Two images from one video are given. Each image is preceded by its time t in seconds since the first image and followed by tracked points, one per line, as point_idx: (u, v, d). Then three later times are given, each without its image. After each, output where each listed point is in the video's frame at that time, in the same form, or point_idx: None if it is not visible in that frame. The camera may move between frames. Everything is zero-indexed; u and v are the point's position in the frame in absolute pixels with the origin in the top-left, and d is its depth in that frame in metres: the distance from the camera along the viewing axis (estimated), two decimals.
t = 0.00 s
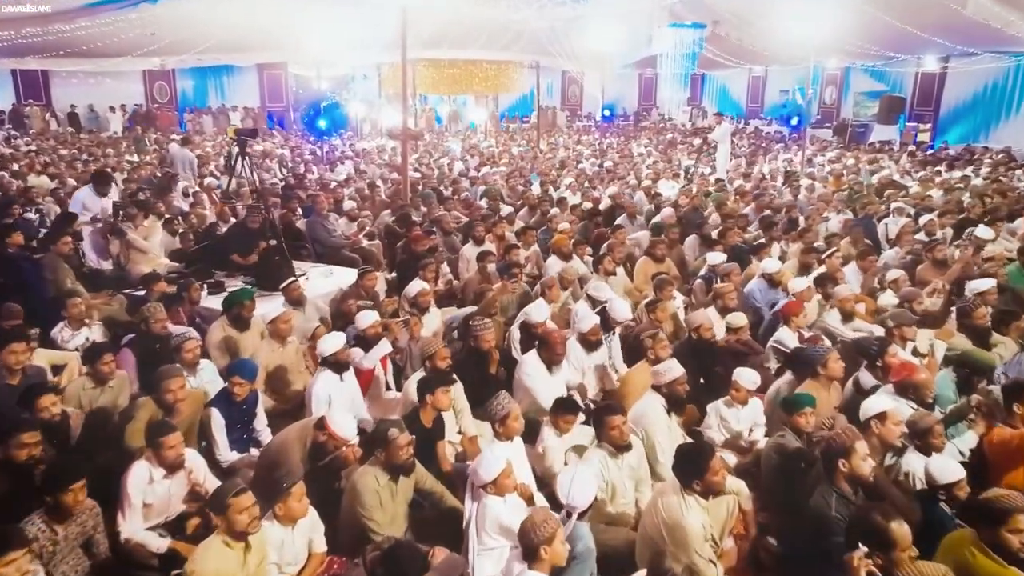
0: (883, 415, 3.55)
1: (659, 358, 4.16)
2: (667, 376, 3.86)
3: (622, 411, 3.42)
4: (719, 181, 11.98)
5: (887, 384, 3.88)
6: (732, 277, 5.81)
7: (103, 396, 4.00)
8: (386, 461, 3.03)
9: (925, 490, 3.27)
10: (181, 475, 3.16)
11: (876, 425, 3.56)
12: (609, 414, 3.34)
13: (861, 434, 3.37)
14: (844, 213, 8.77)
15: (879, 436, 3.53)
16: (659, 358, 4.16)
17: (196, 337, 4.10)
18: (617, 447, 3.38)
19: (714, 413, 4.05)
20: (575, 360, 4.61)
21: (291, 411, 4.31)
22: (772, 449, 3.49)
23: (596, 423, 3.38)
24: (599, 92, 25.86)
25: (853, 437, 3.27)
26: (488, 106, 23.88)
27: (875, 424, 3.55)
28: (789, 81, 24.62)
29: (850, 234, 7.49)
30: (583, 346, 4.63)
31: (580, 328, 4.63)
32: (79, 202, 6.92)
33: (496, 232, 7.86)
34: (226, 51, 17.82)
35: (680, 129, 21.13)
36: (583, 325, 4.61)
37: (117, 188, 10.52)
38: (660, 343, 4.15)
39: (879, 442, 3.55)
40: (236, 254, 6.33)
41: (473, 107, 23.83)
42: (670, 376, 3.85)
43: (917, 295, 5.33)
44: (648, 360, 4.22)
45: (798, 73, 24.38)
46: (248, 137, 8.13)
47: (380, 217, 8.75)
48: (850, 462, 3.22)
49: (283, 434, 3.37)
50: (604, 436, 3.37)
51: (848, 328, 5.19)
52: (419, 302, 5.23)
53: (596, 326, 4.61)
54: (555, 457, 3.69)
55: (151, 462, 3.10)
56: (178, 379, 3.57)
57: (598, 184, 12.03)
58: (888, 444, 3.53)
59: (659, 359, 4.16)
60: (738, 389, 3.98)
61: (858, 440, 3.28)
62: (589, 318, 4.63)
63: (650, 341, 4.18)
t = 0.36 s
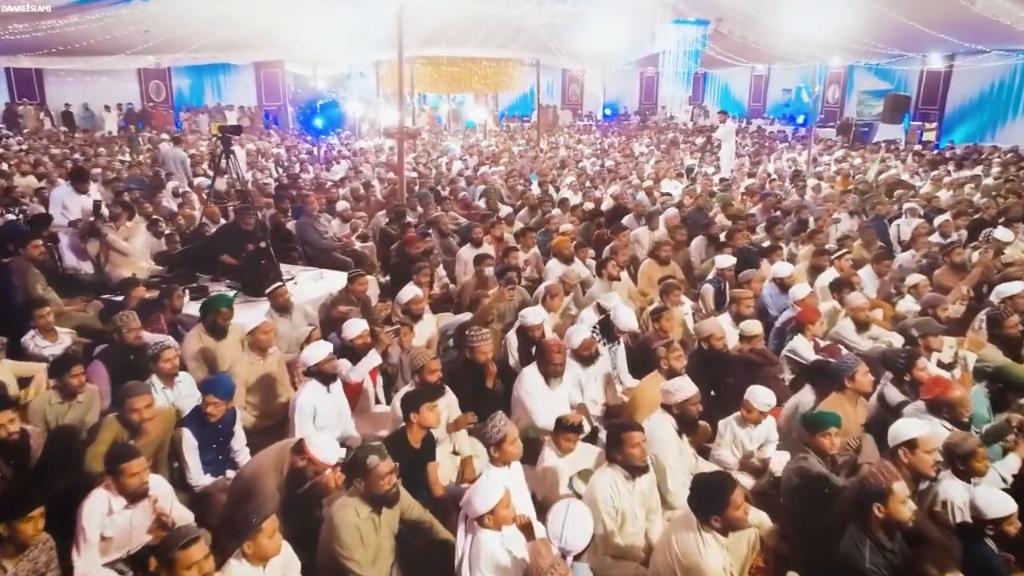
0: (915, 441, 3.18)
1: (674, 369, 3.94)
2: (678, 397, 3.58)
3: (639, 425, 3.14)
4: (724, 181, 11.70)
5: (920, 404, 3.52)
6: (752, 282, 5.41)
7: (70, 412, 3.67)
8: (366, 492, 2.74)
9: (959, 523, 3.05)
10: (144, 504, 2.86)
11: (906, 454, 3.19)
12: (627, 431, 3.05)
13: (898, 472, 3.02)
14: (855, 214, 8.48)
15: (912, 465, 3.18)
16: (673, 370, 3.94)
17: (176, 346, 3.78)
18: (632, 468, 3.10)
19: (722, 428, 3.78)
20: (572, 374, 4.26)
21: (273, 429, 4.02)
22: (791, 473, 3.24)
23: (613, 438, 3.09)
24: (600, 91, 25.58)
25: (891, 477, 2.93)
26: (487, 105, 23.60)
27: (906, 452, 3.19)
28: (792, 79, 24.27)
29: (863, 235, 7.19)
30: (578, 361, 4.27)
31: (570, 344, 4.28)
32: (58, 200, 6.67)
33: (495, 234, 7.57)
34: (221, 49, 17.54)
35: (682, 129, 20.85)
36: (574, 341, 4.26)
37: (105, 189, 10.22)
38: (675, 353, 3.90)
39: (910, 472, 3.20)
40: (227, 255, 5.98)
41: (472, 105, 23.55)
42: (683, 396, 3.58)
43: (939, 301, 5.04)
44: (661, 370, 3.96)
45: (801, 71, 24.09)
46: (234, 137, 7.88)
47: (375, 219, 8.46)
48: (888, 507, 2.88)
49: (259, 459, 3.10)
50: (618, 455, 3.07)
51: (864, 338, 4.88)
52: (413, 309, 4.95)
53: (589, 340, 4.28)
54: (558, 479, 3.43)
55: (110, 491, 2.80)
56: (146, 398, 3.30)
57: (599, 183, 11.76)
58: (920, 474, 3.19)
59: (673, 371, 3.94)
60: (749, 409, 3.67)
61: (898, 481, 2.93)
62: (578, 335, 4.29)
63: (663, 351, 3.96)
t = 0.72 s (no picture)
0: (965, 473, 2.88)
1: (677, 390, 3.70)
2: (690, 428, 3.25)
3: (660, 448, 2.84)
4: (728, 181, 11.43)
5: (960, 425, 3.22)
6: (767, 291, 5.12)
7: (30, 432, 3.36)
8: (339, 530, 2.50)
9: (1000, 558, 2.83)
10: (97, 542, 2.57)
11: (955, 487, 2.87)
12: (644, 452, 2.75)
13: (944, 518, 2.80)
14: (866, 215, 8.21)
15: (961, 499, 2.87)
16: (677, 391, 3.71)
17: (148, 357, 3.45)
18: (647, 498, 2.78)
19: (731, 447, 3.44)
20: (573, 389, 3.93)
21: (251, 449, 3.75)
22: (816, 502, 2.96)
23: (628, 460, 2.77)
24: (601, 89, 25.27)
25: (940, 526, 2.73)
26: (486, 104, 23.31)
27: (956, 484, 2.88)
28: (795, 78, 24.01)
29: (876, 237, 6.91)
30: (579, 376, 3.95)
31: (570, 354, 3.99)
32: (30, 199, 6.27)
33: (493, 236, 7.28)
34: (217, 45, 17.22)
35: (683, 128, 20.59)
36: (574, 351, 3.99)
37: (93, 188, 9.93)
38: (679, 372, 3.72)
39: (959, 506, 2.89)
40: (211, 260, 5.60)
41: (472, 104, 23.27)
42: (696, 428, 3.25)
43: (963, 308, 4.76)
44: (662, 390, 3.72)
45: (803, 70, 23.78)
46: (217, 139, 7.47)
47: (369, 220, 8.18)
48: (936, 562, 2.66)
49: (227, 489, 2.79)
50: (636, 479, 2.75)
51: (882, 351, 4.58)
52: (404, 318, 4.67)
53: (590, 351, 4.00)
54: (562, 506, 3.17)
55: (57, 529, 2.52)
56: (104, 419, 3.02)
57: (601, 184, 11.48)
58: (970, 510, 2.88)
59: (677, 392, 3.71)
60: (750, 413, 3.41)
61: (949, 533, 2.70)
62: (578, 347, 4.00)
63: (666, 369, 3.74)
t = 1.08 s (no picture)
0: None
1: (677, 422, 3.39)
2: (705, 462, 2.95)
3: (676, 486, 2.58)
4: (733, 181, 11.14)
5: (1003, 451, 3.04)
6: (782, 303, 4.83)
7: None
8: None
9: None
10: None
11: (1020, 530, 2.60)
12: (660, 488, 2.49)
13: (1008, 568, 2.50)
14: (878, 217, 7.92)
15: None
16: (677, 422, 3.40)
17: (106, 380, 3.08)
18: (664, 541, 2.53)
19: (746, 472, 3.18)
20: (583, 402, 3.80)
21: (225, 473, 3.46)
22: (846, 543, 2.67)
23: (633, 501, 2.51)
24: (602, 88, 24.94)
25: None
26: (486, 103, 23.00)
27: (1018, 526, 2.61)
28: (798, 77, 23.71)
29: (892, 240, 6.61)
30: (588, 387, 3.81)
31: (585, 362, 3.82)
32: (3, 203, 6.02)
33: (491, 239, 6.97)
34: (212, 44, 16.90)
35: (685, 127, 20.28)
36: (588, 359, 3.80)
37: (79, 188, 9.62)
38: (679, 404, 3.39)
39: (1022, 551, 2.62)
40: (192, 266, 5.25)
41: (471, 103, 22.97)
42: (710, 461, 2.95)
43: (992, 318, 4.46)
44: (660, 421, 3.43)
45: (807, 69, 23.45)
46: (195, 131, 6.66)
47: (362, 222, 7.89)
48: None
49: (186, 529, 2.54)
50: (652, 518, 2.48)
51: (905, 370, 4.25)
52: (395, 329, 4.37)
53: (603, 359, 3.82)
54: (565, 542, 2.86)
55: None
56: (54, 445, 2.71)
57: (602, 184, 11.18)
58: None
59: (677, 423, 3.40)
60: (763, 430, 3.18)
61: None
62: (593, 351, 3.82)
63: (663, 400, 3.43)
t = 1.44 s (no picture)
0: None
1: (691, 451, 3.08)
2: (723, 488, 2.86)
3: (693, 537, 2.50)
4: (739, 181, 10.85)
5: None
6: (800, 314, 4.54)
7: None
8: None
9: None
10: None
11: None
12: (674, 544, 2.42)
13: None
14: (892, 219, 7.63)
15: None
16: (690, 451, 3.08)
17: (50, 407, 2.81)
18: None
19: (770, 503, 2.94)
20: (590, 424, 3.60)
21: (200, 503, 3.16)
22: None
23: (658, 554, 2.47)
24: (604, 87, 24.58)
25: None
26: (486, 103, 22.69)
27: None
28: (802, 76, 23.39)
29: (909, 243, 6.31)
30: (603, 400, 3.61)
31: (602, 372, 3.61)
32: None
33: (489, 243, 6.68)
34: (209, 42, 16.60)
35: (688, 126, 19.95)
36: (607, 369, 3.59)
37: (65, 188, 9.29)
38: (694, 433, 3.06)
39: None
40: (171, 273, 4.92)
41: (471, 102, 22.66)
42: (731, 487, 2.85)
43: None
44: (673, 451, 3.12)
45: (812, 68, 23.10)
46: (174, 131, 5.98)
47: (357, 224, 7.60)
48: None
49: None
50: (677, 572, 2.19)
51: (937, 388, 4.01)
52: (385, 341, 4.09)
53: (624, 369, 3.61)
54: None
55: None
56: None
57: (604, 184, 10.88)
58: None
59: (690, 453, 3.08)
60: (796, 457, 2.91)
61: None
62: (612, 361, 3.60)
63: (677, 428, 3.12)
